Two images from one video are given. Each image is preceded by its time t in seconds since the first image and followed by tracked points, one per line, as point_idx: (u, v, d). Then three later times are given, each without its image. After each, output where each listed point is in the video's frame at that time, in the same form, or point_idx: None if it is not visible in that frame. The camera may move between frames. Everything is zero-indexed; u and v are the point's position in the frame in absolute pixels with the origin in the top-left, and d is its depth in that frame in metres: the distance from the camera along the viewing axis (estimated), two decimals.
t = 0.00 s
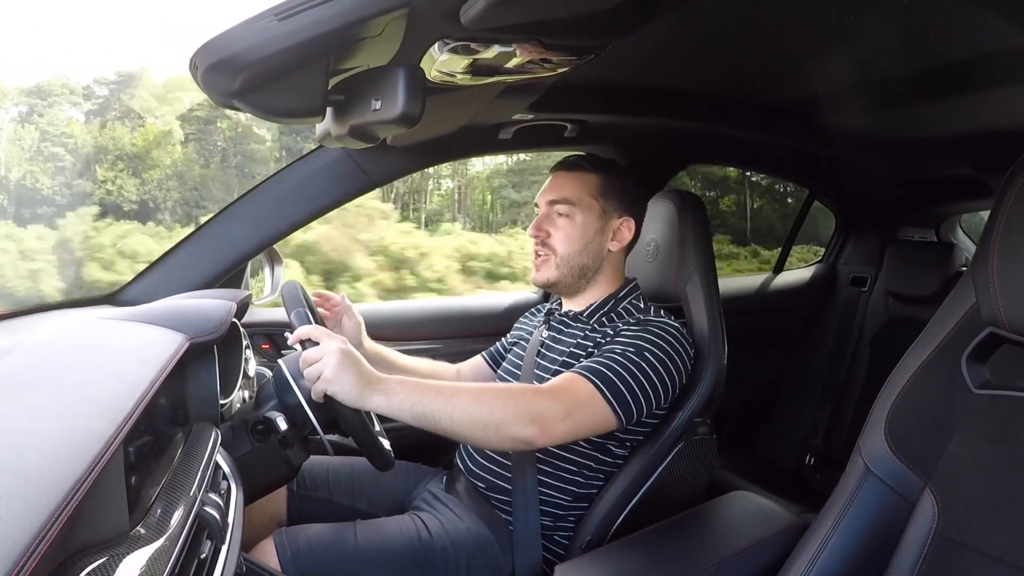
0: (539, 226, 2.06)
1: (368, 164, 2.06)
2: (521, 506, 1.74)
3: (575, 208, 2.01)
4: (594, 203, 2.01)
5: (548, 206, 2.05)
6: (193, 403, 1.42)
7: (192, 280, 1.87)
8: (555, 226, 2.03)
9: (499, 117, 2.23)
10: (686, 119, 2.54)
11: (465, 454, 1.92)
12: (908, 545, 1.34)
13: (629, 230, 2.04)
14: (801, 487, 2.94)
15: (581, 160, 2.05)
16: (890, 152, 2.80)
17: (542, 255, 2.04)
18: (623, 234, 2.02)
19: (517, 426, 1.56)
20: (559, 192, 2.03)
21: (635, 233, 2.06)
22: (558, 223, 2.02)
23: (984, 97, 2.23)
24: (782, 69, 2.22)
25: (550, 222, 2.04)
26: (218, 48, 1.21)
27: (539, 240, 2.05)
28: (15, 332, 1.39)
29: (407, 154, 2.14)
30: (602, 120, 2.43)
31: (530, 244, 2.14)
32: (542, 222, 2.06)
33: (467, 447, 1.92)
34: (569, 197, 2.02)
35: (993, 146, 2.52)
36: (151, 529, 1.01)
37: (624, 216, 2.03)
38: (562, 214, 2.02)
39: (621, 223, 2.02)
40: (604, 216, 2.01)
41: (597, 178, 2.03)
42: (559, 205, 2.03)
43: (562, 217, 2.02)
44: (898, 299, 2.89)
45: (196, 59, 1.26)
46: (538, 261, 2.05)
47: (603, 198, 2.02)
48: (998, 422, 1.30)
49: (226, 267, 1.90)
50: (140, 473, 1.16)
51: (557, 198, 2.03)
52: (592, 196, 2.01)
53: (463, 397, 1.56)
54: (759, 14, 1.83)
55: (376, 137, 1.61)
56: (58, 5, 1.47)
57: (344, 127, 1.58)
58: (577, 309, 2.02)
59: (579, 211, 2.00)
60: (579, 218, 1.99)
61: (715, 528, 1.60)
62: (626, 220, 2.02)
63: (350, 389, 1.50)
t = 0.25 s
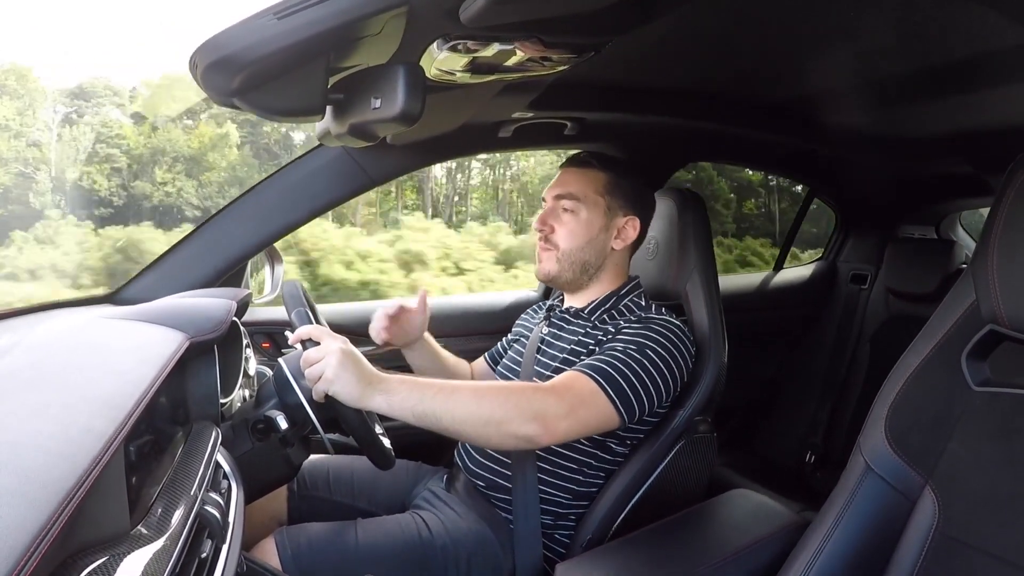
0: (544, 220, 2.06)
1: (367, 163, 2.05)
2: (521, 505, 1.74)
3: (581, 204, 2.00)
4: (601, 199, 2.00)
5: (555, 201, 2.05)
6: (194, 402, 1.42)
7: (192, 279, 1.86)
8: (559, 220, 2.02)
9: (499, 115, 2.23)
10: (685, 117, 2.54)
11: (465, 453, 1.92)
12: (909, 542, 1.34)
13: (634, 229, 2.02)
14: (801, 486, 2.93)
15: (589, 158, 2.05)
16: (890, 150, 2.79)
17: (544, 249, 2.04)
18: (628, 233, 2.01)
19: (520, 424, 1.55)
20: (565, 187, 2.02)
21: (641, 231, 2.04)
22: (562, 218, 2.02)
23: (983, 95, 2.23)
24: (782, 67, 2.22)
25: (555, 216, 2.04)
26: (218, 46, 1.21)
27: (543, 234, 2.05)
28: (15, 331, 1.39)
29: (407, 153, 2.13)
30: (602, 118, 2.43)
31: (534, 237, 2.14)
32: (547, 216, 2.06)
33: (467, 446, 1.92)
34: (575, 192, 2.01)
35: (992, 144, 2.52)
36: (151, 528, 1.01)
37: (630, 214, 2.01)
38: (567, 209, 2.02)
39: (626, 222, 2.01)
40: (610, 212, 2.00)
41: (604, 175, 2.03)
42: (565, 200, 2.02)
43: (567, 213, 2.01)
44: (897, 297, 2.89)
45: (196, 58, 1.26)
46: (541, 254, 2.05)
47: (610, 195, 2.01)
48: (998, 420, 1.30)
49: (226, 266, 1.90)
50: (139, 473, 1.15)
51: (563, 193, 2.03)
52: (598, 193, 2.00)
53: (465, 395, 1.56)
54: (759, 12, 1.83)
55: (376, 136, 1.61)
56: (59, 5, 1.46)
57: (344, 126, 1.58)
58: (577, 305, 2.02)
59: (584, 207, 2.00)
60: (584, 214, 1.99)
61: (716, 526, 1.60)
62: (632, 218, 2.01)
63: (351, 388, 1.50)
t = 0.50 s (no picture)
0: (537, 234, 2.05)
1: (366, 169, 2.06)
2: (520, 512, 1.74)
3: (573, 217, 2.00)
4: (593, 212, 2.00)
5: (547, 214, 2.04)
6: (193, 409, 1.42)
7: (191, 285, 1.86)
8: (552, 234, 2.02)
9: (498, 122, 2.23)
10: (685, 124, 2.55)
11: (463, 461, 1.92)
12: (908, 551, 1.34)
13: (628, 238, 2.03)
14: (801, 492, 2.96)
15: (580, 168, 2.04)
16: (888, 157, 2.80)
17: (539, 263, 2.04)
18: (623, 243, 2.01)
19: (518, 439, 1.55)
20: (557, 200, 2.02)
21: (637, 241, 2.05)
22: (556, 231, 2.01)
23: (982, 101, 2.23)
24: (780, 73, 2.22)
25: (548, 229, 2.04)
26: (218, 52, 1.21)
27: (537, 247, 2.05)
28: (14, 338, 1.39)
29: (406, 159, 2.14)
30: (601, 125, 2.43)
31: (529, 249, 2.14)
32: (540, 230, 2.05)
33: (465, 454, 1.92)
34: (567, 205, 2.01)
35: (991, 150, 2.52)
36: (150, 534, 1.00)
37: (623, 224, 2.02)
38: (559, 222, 2.01)
39: (620, 233, 2.01)
40: (602, 224, 2.00)
41: (596, 186, 2.01)
42: (557, 213, 2.02)
43: (560, 226, 2.01)
44: (897, 305, 2.91)
45: (197, 64, 1.26)
46: (535, 267, 2.05)
47: (602, 206, 2.00)
48: (997, 428, 1.30)
49: (225, 272, 1.90)
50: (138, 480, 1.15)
51: (556, 207, 2.02)
52: (590, 205, 2.00)
53: (465, 410, 1.56)
54: (758, 19, 1.83)
55: (376, 143, 1.60)
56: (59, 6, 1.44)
57: (344, 133, 1.57)
58: (574, 317, 2.02)
59: (576, 220, 1.99)
60: (577, 227, 1.99)
61: (715, 533, 1.59)
62: (625, 229, 2.01)
63: (352, 398, 1.50)
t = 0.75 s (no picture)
0: (537, 232, 2.05)
1: (365, 171, 2.06)
2: (520, 512, 1.74)
3: (574, 215, 2.01)
4: (594, 210, 2.01)
5: (548, 213, 2.05)
6: (192, 411, 1.42)
7: (191, 287, 1.87)
8: (554, 232, 2.03)
9: (496, 124, 2.24)
10: (683, 125, 2.55)
11: (464, 461, 1.92)
12: (908, 549, 1.34)
13: (629, 236, 2.03)
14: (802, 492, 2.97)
15: (581, 168, 2.05)
16: (887, 157, 2.80)
17: (540, 261, 2.04)
18: (623, 241, 2.02)
19: (517, 437, 1.55)
20: (558, 199, 2.03)
21: (635, 239, 2.06)
22: (557, 229, 2.02)
23: (981, 100, 2.23)
24: (779, 73, 2.22)
25: (549, 228, 2.04)
26: (216, 56, 1.21)
27: (538, 246, 2.05)
28: (13, 341, 1.39)
29: (405, 161, 2.14)
30: (599, 126, 2.43)
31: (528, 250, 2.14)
32: (541, 229, 2.06)
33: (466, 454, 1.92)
34: (568, 203, 2.01)
35: (990, 150, 2.52)
36: (150, 537, 1.00)
37: (623, 222, 2.03)
38: (560, 220, 2.02)
39: (621, 230, 2.02)
40: (603, 222, 2.01)
41: (596, 184, 2.03)
42: (558, 212, 2.02)
43: (561, 224, 2.02)
44: (897, 304, 2.90)
45: (194, 68, 1.26)
46: (536, 266, 2.05)
47: (602, 205, 2.01)
48: (996, 427, 1.30)
49: (224, 275, 1.90)
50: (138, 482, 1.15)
51: (557, 205, 2.03)
52: (591, 203, 2.01)
53: (464, 409, 1.56)
54: (755, 20, 1.84)
55: (375, 145, 1.60)
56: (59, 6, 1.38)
57: (343, 135, 1.57)
58: (575, 314, 2.02)
59: (578, 218, 2.00)
60: (578, 224, 1.99)
61: (715, 533, 1.59)
62: (626, 226, 2.02)
63: (351, 399, 1.50)
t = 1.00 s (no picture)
0: (540, 234, 2.05)
1: (365, 171, 2.06)
2: (522, 513, 1.74)
3: (576, 215, 2.00)
4: (596, 209, 2.01)
5: (549, 213, 2.05)
6: (193, 412, 1.42)
7: (191, 288, 1.87)
8: (556, 232, 2.03)
9: (496, 123, 2.24)
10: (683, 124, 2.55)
11: (465, 461, 1.92)
12: (909, 548, 1.34)
13: (630, 235, 2.04)
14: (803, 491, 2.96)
15: (581, 168, 2.05)
16: (887, 154, 2.80)
17: (544, 262, 2.03)
18: (625, 239, 2.02)
19: (518, 436, 1.55)
20: (560, 199, 2.03)
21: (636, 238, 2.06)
22: (559, 229, 2.02)
23: (980, 98, 2.23)
24: (779, 72, 2.22)
25: (551, 229, 2.04)
26: (215, 56, 1.21)
27: (541, 247, 2.05)
28: (15, 343, 1.39)
29: (404, 161, 2.14)
30: (599, 126, 2.43)
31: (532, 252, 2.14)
32: (543, 230, 2.06)
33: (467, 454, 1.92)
34: (569, 203, 2.01)
35: (990, 147, 2.52)
36: (151, 539, 1.00)
37: (625, 220, 2.03)
38: (563, 221, 2.02)
39: (624, 228, 2.02)
40: (605, 222, 2.01)
41: (596, 184, 2.03)
42: (560, 212, 2.02)
43: (563, 224, 2.02)
44: (898, 302, 2.88)
45: (192, 68, 1.26)
46: (540, 267, 2.05)
47: (603, 205, 2.01)
48: (997, 425, 1.30)
49: (224, 275, 1.90)
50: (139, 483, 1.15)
51: (558, 206, 2.03)
52: (593, 202, 2.01)
53: (465, 408, 1.56)
54: (754, 18, 1.84)
55: (374, 145, 1.59)
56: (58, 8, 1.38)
57: (342, 135, 1.57)
58: (581, 314, 2.01)
59: (580, 218, 2.00)
60: (581, 224, 1.99)
61: (717, 532, 1.59)
62: (627, 225, 2.03)
63: (352, 400, 1.50)
